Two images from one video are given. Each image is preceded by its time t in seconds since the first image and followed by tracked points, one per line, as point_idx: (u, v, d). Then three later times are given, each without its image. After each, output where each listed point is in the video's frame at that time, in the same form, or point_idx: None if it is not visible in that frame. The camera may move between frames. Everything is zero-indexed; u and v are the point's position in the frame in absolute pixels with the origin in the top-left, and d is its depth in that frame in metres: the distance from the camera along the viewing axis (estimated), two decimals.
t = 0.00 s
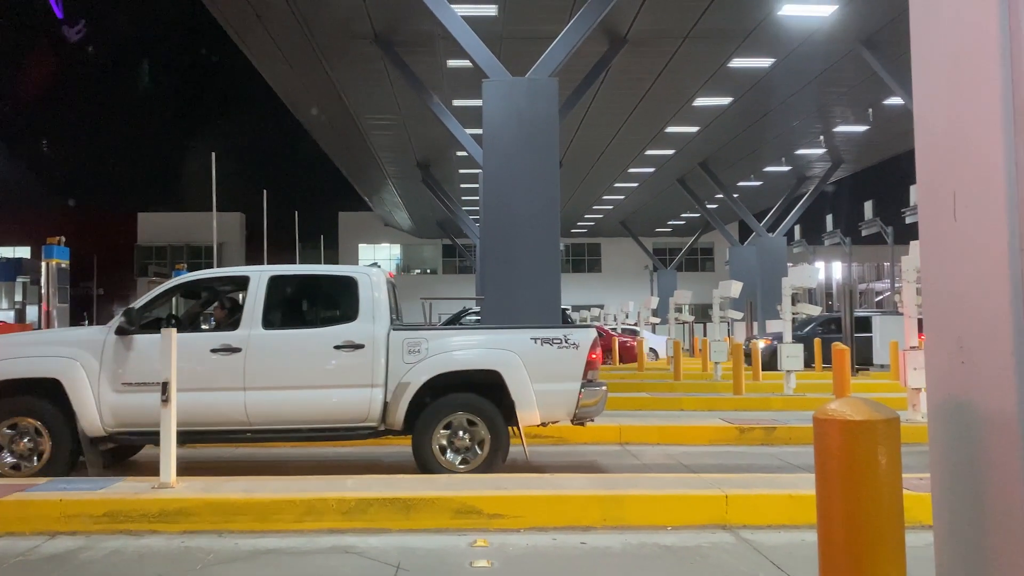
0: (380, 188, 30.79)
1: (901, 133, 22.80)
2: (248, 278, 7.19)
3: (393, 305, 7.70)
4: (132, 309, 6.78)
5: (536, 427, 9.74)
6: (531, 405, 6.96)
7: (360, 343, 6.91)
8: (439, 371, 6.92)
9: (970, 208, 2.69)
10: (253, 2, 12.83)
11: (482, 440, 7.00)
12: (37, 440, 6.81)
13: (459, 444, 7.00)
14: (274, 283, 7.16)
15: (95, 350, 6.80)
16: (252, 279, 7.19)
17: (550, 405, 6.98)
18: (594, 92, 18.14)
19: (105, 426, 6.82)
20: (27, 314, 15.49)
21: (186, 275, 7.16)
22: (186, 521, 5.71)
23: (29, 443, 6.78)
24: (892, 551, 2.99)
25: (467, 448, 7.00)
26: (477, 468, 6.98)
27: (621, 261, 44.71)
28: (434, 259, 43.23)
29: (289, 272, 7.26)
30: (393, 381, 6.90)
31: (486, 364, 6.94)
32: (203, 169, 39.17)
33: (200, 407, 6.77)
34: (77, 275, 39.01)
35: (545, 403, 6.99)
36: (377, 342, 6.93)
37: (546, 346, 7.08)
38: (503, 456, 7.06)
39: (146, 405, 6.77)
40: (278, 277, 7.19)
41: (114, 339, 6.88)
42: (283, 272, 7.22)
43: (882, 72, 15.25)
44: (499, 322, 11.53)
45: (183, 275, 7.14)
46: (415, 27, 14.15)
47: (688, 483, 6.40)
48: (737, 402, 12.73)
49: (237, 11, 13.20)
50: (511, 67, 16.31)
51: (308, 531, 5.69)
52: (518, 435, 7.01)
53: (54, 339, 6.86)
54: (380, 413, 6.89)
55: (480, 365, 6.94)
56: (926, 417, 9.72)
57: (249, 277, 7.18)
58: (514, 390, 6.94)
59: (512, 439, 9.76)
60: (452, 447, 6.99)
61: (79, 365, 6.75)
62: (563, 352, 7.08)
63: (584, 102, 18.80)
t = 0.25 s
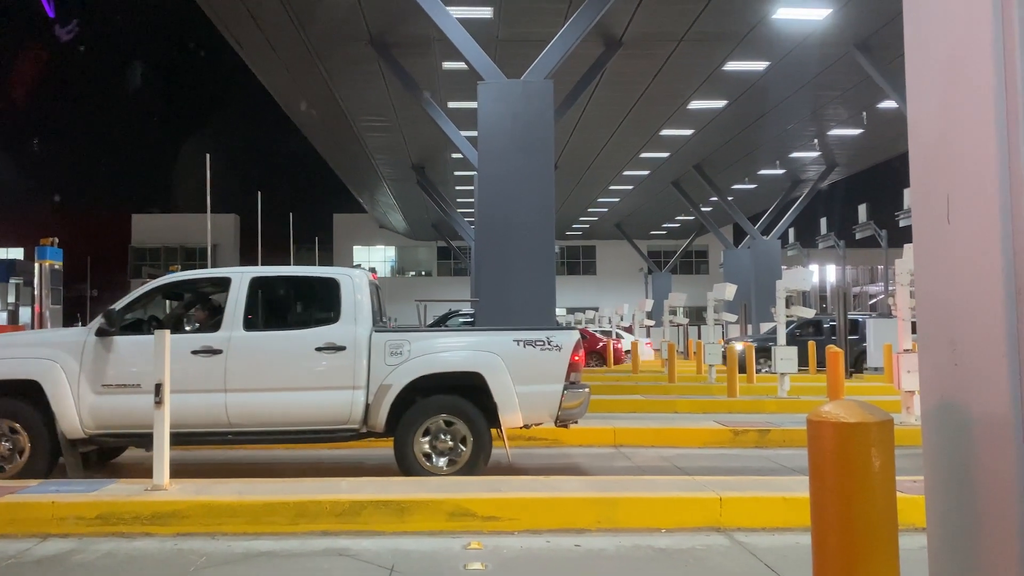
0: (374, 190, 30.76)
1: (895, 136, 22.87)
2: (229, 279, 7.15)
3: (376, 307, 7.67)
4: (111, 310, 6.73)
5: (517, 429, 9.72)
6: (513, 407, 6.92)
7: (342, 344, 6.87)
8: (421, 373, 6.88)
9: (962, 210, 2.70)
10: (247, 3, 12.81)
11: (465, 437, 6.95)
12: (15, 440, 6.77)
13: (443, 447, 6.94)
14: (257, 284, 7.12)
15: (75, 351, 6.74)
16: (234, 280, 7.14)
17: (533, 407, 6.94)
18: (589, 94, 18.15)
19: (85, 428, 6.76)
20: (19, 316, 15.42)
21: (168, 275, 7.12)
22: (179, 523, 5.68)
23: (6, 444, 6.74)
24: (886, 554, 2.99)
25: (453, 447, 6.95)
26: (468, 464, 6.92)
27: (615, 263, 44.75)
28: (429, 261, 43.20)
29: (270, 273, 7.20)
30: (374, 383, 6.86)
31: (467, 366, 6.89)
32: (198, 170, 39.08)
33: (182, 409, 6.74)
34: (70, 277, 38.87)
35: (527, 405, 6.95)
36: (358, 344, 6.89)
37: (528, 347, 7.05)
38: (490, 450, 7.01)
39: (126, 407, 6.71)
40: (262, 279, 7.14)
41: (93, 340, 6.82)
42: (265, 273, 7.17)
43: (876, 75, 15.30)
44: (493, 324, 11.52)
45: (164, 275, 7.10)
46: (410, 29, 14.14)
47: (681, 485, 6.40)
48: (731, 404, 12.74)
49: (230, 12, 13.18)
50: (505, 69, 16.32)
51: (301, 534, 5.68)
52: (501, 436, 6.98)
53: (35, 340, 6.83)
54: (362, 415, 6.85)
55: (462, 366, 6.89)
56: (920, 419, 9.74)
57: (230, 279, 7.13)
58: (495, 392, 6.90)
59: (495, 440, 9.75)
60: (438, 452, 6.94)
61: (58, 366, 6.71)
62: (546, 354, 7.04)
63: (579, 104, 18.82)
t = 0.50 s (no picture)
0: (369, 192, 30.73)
1: (889, 139, 22.95)
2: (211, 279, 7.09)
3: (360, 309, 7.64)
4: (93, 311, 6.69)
5: (501, 432, 9.71)
6: (496, 409, 6.87)
7: (324, 346, 6.83)
8: (404, 375, 6.85)
9: (956, 213, 2.71)
10: (242, 4, 12.80)
11: (447, 435, 6.90)
12: None
13: (427, 451, 6.89)
14: (239, 286, 7.08)
15: (56, 352, 6.71)
16: (216, 281, 7.09)
17: (516, 409, 6.90)
18: (584, 97, 18.17)
19: (65, 430, 6.72)
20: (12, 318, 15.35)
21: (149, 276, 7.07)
22: (172, 526, 5.65)
23: None
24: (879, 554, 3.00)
25: (439, 448, 6.90)
26: (455, 462, 6.87)
27: (611, 265, 44.79)
28: (424, 263, 43.15)
29: (252, 275, 7.16)
30: (357, 385, 6.83)
31: (451, 367, 6.86)
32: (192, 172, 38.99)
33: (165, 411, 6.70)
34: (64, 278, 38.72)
35: (511, 407, 6.91)
36: (341, 345, 6.86)
37: (512, 349, 7.00)
38: (474, 446, 6.96)
39: (108, 409, 6.68)
40: (244, 280, 7.11)
41: (75, 342, 6.79)
42: (248, 274, 7.13)
43: (870, 79, 15.35)
44: (488, 326, 11.51)
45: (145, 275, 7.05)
46: (405, 31, 14.15)
47: (677, 488, 6.41)
48: (726, 407, 12.75)
49: (225, 13, 13.16)
50: (501, 71, 16.32)
51: (295, 536, 5.66)
52: (483, 437, 6.95)
53: (16, 341, 6.78)
54: (344, 417, 6.82)
55: (445, 368, 6.86)
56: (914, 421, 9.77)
57: (212, 279, 7.08)
58: (478, 393, 6.85)
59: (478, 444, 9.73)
60: (424, 456, 6.88)
61: (38, 368, 6.66)
62: (529, 356, 7.00)
63: (575, 106, 18.83)
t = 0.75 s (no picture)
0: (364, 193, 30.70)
1: (883, 142, 23.04)
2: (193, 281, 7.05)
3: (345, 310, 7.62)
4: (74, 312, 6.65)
5: (485, 434, 9.72)
6: (480, 411, 6.86)
7: (307, 347, 6.81)
8: (387, 376, 6.83)
9: (950, 216, 2.73)
10: (237, 5, 12.77)
11: (428, 432, 6.87)
12: None
13: (413, 452, 6.87)
14: (223, 286, 7.04)
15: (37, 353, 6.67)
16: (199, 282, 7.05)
17: (500, 411, 6.89)
18: (579, 98, 18.19)
19: (46, 432, 6.67)
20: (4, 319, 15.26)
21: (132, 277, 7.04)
22: (165, 527, 5.63)
23: None
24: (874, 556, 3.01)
25: (423, 446, 6.88)
26: (441, 458, 6.84)
27: (605, 267, 44.83)
28: (419, 264, 43.10)
29: (236, 276, 7.13)
30: (340, 386, 6.82)
31: (435, 369, 6.85)
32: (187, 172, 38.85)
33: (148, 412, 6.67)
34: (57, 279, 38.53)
35: (494, 409, 6.90)
36: (325, 347, 6.84)
37: (496, 351, 7.00)
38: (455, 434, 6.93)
39: (89, 410, 6.63)
40: (227, 280, 7.06)
41: (56, 343, 6.75)
42: (231, 275, 7.10)
43: (864, 81, 15.41)
44: (482, 328, 11.51)
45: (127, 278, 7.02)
46: (400, 32, 14.14)
47: (671, 489, 6.41)
48: (720, 409, 12.76)
49: (221, 14, 13.14)
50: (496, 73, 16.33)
51: (290, 538, 5.65)
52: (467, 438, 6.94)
53: None
54: (327, 419, 6.80)
55: (428, 370, 6.84)
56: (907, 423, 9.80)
57: (195, 280, 7.04)
58: (462, 395, 6.85)
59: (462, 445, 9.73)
60: (410, 458, 6.86)
61: (19, 369, 6.62)
62: (513, 357, 7.00)
63: (570, 108, 18.85)
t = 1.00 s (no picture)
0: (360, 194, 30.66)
1: (877, 143, 23.12)
2: (177, 281, 7.02)
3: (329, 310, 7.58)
4: (55, 312, 6.61)
5: (470, 434, 9.68)
6: (463, 412, 6.83)
7: (289, 348, 6.77)
8: (371, 377, 6.80)
9: (943, 217, 2.74)
10: (232, 5, 12.74)
11: (408, 429, 6.84)
12: None
13: (397, 451, 6.85)
14: (205, 286, 7.01)
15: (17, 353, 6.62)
16: (183, 282, 7.02)
17: (484, 412, 6.86)
18: (575, 99, 18.21)
19: (27, 431, 6.63)
20: None
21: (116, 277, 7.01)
22: (159, 528, 5.61)
23: None
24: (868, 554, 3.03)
25: (405, 443, 6.86)
26: (427, 451, 6.83)
27: (600, 268, 44.88)
28: (414, 265, 43.05)
29: (220, 276, 7.09)
30: (323, 387, 6.78)
31: (418, 370, 6.82)
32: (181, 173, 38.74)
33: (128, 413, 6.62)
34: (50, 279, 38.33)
35: (478, 410, 6.87)
36: (307, 347, 6.79)
37: (480, 351, 6.96)
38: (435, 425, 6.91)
39: (69, 410, 6.58)
40: (209, 280, 7.03)
41: (37, 343, 6.70)
42: (215, 275, 7.06)
43: (858, 83, 15.45)
44: (476, 328, 11.50)
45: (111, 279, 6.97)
46: (396, 32, 14.13)
47: (666, 490, 6.42)
48: (715, 409, 12.78)
49: (216, 13, 13.11)
50: (492, 73, 16.33)
51: (284, 538, 5.63)
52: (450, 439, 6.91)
53: None
54: (310, 419, 6.76)
55: (411, 371, 6.81)
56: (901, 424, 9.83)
57: (178, 280, 7.01)
58: (445, 395, 6.81)
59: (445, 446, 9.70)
60: (395, 458, 6.84)
61: None
62: (497, 357, 6.96)
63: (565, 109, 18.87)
